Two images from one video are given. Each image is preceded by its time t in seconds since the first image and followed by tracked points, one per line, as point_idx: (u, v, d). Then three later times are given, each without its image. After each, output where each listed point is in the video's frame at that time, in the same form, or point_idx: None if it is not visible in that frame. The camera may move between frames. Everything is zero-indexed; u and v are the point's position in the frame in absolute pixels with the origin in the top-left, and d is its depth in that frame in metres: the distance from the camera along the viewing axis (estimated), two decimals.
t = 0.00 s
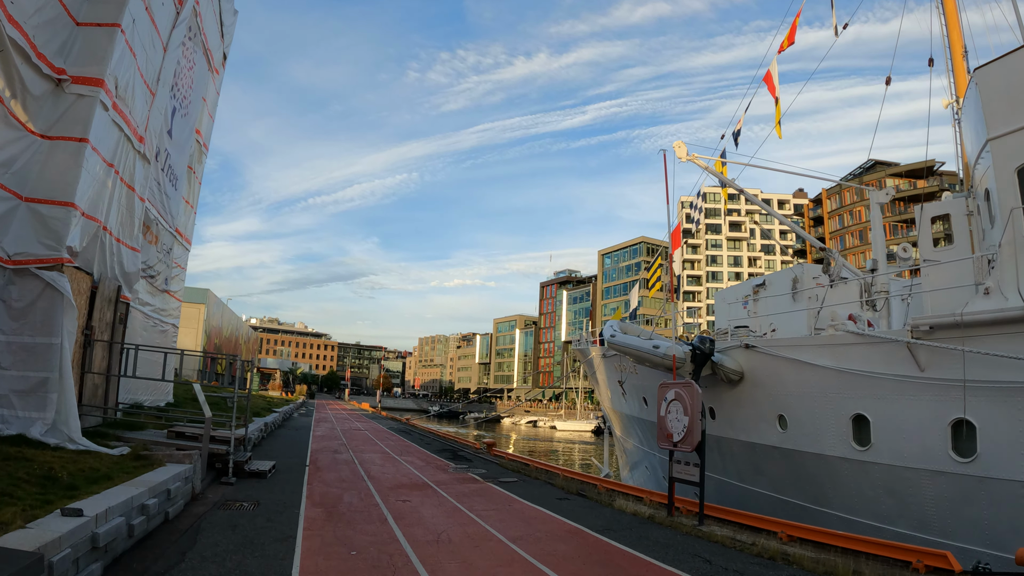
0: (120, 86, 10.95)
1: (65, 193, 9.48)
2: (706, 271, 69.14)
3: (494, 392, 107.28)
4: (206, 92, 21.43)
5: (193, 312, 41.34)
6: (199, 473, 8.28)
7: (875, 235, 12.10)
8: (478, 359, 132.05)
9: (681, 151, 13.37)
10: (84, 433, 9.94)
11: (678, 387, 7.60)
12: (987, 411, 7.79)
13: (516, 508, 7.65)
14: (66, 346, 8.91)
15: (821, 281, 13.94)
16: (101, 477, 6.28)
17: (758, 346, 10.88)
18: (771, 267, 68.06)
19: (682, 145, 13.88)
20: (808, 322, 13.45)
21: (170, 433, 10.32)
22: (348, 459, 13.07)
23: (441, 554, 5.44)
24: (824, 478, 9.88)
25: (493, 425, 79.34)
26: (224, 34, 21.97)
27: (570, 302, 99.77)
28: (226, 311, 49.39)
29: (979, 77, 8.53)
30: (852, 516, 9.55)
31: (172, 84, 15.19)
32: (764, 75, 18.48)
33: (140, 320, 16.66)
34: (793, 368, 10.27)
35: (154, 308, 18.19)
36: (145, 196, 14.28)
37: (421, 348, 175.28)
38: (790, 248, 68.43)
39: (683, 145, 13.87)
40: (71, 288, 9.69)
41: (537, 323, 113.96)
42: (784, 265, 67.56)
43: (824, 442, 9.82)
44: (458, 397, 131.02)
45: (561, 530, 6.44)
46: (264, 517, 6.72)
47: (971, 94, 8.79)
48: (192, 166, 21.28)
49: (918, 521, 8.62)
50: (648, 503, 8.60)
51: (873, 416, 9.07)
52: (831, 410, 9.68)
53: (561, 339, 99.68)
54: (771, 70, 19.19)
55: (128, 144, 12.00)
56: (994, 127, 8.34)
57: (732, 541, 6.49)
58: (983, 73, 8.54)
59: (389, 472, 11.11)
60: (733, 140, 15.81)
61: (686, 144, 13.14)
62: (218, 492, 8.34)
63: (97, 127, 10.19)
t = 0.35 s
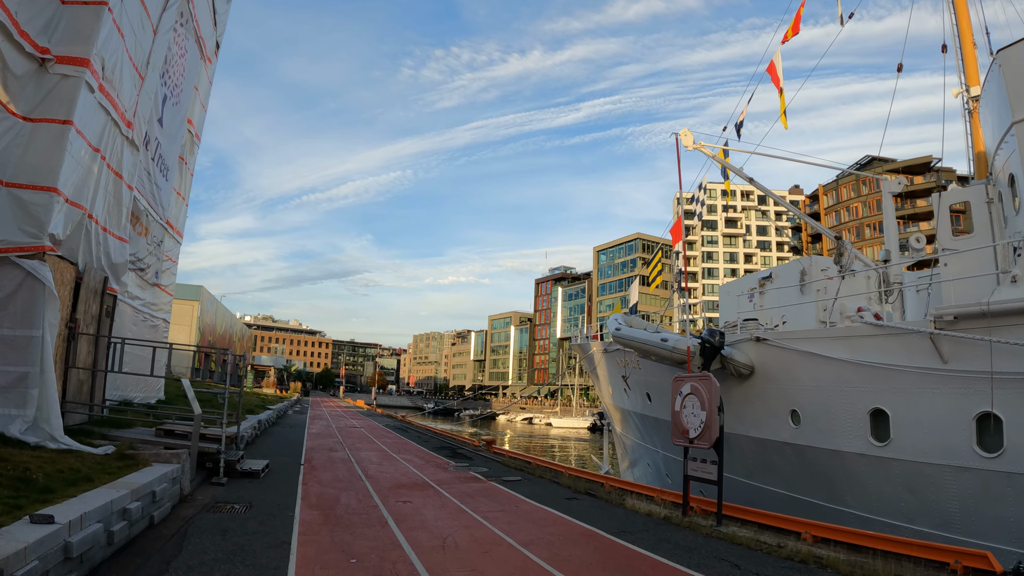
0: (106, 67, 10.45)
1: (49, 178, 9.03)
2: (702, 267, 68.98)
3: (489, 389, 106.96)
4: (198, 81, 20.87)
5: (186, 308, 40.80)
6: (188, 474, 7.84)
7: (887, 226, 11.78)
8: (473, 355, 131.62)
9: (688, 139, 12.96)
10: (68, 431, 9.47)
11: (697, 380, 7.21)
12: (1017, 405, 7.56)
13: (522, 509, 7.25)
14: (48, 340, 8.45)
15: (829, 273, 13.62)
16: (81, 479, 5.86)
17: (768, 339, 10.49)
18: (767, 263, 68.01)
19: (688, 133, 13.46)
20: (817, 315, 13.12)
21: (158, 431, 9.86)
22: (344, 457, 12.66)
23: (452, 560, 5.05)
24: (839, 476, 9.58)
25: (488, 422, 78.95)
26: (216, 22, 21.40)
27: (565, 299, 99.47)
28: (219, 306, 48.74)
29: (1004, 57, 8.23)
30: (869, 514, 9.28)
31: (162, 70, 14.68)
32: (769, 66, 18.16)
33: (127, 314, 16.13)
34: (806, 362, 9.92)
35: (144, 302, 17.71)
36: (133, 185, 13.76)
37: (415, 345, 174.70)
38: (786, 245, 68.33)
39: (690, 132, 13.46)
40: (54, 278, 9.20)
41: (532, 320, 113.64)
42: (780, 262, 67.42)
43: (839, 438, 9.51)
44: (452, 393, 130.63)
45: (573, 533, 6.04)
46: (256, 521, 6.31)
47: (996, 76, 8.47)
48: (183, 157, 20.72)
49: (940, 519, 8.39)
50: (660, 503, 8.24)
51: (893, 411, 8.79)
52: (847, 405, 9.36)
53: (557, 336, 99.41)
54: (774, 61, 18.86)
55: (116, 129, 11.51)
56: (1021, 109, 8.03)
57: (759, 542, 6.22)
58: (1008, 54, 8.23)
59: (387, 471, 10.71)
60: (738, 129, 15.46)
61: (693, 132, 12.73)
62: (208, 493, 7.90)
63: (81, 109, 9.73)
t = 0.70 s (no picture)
0: (93, 51, 10.01)
1: (31, 166, 8.59)
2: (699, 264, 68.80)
3: (484, 387, 106.54)
4: (190, 72, 20.35)
5: (180, 306, 40.27)
6: (177, 481, 7.41)
7: (901, 220, 11.43)
8: (468, 353, 131.16)
9: (695, 131, 12.56)
10: (50, 435, 9.00)
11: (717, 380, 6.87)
12: None
13: (532, 516, 6.86)
14: (27, 338, 7.99)
15: (839, 269, 13.29)
16: (59, 489, 5.43)
17: (782, 337, 10.11)
18: (764, 260, 67.91)
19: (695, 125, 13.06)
20: (827, 312, 12.78)
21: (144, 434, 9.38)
22: (341, 460, 12.22)
23: None
24: (856, 477, 9.26)
25: (484, 420, 78.53)
26: (208, 12, 20.90)
27: (561, 296, 99.16)
28: (212, 304, 48.02)
29: None
30: (886, 517, 8.97)
31: (152, 57, 14.13)
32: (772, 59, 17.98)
33: (116, 312, 15.62)
34: (821, 360, 9.59)
35: (134, 299, 17.21)
36: (121, 176, 13.23)
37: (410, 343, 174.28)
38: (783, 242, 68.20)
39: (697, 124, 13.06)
40: (36, 273, 8.73)
41: (527, 317, 113.32)
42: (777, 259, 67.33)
43: (856, 439, 9.19)
44: (447, 391, 130.20)
45: (589, 544, 5.69)
46: (249, 533, 5.89)
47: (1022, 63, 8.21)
48: (175, 150, 20.21)
49: (962, 522, 8.10)
50: (674, 509, 7.88)
51: (914, 411, 8.50)
52: (865, 405, 9.05)
53: (553, 333, 99.09)
54: (778, 54, 18.55)
55: (103, 117, 11.05)
56: None
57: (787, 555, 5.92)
58: None
59: (386, 475, 10.29)
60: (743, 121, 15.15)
61: (700, 124, 12.36)
62: (199, 501, 7.48)
63: (66, 95, 9.27)
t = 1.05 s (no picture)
0: (79, 30, 9.59)
1: (11, 147, 8.17)
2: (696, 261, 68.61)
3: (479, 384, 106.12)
4: (183, 61, 19.85)
5: (173, 303, 39.88)
6: (163, 481, 6.98)
7: (914, 210, 11.09)
8: (463, 351, 130.72)
9: (703, 119, 12.18)
10: (30, 432, 8.54)
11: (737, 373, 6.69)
12: None
13: (540, 518, 6.49)
14: (5, 329, 7.55)
15: (847, 261, 12.95)
16: (32, 491, 5.01)
17: (795, 330, 9.75)
18: (760, 257, 67.78)
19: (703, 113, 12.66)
20: (836, 306, 12.43)
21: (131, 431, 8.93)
22: (337, 458, 11.82)
23: None
24: (872, 475, 8.91)
25: (480, 418, 78.09)
26: None
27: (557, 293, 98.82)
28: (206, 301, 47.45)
29: None
30: (904, 515, 8.63)
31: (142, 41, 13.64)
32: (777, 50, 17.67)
33: (104, 305, 15.14)
34: (836, 354, 9.24)
35: (123, 292, 16.74)
36: (108, 163, 12.75)
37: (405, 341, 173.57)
38: (779, 239, 68.05)
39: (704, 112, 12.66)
40: (16, 260, 8.29)
41: (523, 315, 112.96)
42: (773, 256, 67.19)
43: (873, 434, 8.85)
44: (443, 389, 129.68)
45: (605, 548, 5.36)
46: (239, 538, 5.48)
47: None
48: (166, 140, 19.71)
49: (986, 520, 7.80)
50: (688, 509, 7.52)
51: (935, 406, 8.17)
52: (883, 400, 8.72)
53: (548, 331, 98.79)
54: (783, 45, 18.21)
55: (90, 101, 10.63)
56: None
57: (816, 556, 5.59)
58: None
59: (385, 473, 9.89)
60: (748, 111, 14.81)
61: (708, 111, 12.00)
62: (186, 502, 7.07)
63: (50, 75, 8.84)
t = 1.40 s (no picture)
0: (60, 9, 9.12)
1: None
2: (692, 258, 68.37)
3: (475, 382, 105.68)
4: (173, 50, 19.30)
5: (166, 300, 39.22)
6: (147, 487, 6.53)
7: (929, 202, 10.69)
8: (458, 348, 130.19)
9: (710, 108, 11.76)
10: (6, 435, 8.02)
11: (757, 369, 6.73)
12: None
13: (550, 525, 6.12)
14: None
15: (857, 256, 12.55)
16: None
17: (808, 326, 9.39)
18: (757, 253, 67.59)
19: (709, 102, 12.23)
20: (846, 301, 12.08)
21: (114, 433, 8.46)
22: (331, 460, 11.38)
23: None
24: (890, 476, 8.56)
25: (475, 415, 77.65)
26: None
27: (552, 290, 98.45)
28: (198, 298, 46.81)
29: None
30: (924, 517, 8.28)
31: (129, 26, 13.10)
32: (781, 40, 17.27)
33: (89, 301, 14.63)
34: (852, 350, 8.88)
35: (111, 288, 16.23)
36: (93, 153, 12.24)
37: (400, 338, 172.90)
38: (775, 236, 67.84)
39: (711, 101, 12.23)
40: None
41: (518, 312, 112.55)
42: (770, 252, 67.01)
43: (891, 434, 8.51)
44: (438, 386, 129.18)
45: (624, 561, 5.09)
46: (227, 552, 5.06)
47: None
48: (156, 132, 19.15)
49: (1011, 522, 7.47)
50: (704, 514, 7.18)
51: (959, 404, 7.84)
52: (902, 398, 8.38)
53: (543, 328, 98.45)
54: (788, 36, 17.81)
55: (73, 85, 10.15)
56: None
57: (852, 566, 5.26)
58: None
59: (382, 476, 9.48)
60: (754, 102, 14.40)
61: (715, 100, 11.60)
62: (171, 510, 6.63)
63: (28, 55, 8.38)
